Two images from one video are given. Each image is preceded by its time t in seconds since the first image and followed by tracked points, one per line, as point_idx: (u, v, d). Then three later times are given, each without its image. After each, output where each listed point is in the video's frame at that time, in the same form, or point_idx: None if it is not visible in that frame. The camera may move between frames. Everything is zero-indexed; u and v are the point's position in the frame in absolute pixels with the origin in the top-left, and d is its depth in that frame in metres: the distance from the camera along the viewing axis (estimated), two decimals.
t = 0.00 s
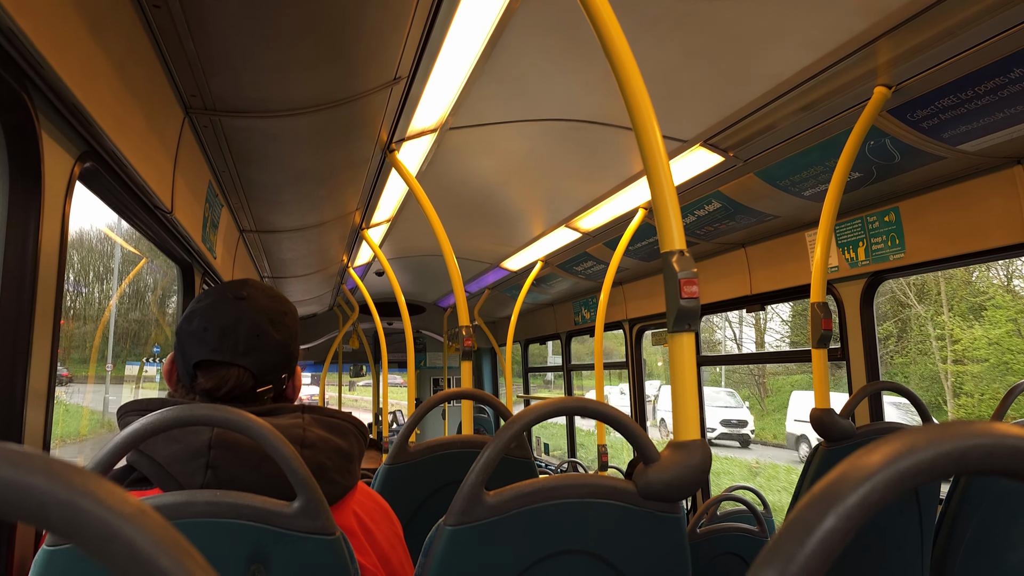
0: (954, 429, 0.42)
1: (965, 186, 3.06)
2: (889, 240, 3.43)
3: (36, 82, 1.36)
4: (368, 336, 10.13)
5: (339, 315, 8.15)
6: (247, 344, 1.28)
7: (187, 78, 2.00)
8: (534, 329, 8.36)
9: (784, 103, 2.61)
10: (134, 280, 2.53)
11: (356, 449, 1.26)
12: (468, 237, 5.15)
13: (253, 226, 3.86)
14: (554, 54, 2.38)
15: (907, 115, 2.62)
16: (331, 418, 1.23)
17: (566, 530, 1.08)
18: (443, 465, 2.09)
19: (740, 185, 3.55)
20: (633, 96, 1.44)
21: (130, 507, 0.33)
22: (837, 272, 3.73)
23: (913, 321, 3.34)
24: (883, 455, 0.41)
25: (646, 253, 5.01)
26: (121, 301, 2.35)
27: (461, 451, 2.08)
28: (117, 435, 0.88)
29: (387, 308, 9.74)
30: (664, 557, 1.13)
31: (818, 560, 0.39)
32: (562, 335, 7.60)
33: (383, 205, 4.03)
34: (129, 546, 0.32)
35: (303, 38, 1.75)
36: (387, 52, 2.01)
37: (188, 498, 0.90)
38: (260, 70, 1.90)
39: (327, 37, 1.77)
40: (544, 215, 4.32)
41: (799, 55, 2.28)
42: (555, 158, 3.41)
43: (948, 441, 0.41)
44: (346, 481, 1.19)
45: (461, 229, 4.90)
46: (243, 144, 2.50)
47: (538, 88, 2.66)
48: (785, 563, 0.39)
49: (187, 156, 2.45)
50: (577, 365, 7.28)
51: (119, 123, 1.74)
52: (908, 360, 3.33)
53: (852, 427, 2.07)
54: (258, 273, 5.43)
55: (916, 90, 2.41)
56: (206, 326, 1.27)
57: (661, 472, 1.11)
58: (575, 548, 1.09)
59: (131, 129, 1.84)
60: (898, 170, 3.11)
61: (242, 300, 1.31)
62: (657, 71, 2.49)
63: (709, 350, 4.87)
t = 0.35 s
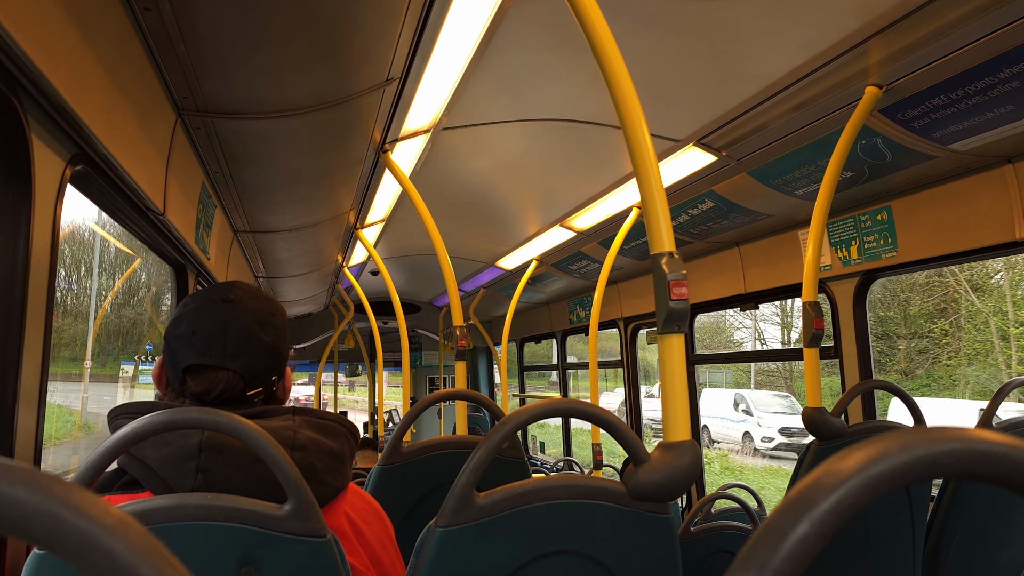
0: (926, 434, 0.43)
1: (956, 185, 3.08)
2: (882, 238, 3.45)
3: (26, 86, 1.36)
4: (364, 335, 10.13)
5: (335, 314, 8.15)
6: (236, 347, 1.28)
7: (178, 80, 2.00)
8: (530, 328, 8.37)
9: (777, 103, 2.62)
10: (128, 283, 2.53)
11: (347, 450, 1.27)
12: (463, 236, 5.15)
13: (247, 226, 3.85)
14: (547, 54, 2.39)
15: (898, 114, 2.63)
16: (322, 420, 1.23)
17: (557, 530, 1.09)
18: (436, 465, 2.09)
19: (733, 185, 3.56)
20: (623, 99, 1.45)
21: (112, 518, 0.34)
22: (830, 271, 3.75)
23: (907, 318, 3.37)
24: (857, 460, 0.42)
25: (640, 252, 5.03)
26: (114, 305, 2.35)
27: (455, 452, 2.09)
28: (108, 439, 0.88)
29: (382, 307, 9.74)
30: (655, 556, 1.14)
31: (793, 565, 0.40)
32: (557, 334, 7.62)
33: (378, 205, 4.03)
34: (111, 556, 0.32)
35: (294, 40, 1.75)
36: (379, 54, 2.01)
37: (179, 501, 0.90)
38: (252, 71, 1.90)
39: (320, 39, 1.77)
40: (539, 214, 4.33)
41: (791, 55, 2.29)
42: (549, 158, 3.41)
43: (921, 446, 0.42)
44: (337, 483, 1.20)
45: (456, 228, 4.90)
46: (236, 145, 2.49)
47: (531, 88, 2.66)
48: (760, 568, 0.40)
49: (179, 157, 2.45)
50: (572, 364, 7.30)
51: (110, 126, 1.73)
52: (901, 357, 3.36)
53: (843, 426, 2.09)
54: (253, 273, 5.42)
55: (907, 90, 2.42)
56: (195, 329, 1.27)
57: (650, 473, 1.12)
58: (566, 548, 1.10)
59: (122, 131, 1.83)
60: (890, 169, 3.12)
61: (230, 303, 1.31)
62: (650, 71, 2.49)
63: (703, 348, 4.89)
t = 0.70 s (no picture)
0: (951, 430, 0.43)
1: (959, 187, 3.08)
2: (885, 240, 3.45)
3: (41, 86, 1.36)
4: (366, 336, 10.13)
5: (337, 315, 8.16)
6: (241, 345, 1.28)
7: (188, 81, 2.00)
8: (532, 329, 8.37)
9: (781, 105, 2.63)
10: (133, 283, 2.53)
11: (356, 448, 1.27)
12: (466, 237, 5.15)
13: (251, 227, 3.85)
14: (553, 55, 2.39)
15: (903, 116, 2.64)
16: (331, 417, 1.24)
17: (568, 528, 1.09)
18: (443, 464, 2.09)
19: (737, 186, 3.57)
20: (633, 101, 1.45)
21: (159, 508, 0.34)
22: (833, 272, 3.75)
23: (910, 320, 3.37)
24: (883, 455, 0.42)
25: (643, 254, 5.04)
26: (118, 305, 2.36)
27: (463, 451, 2.09)
28: (123, 437, 0.88)
29: (384, 308, 9.74)
30: (666, 555, 1.14)
31: (821, 559, 0.40)
32: (560, 335, 7.62)
33: (382, 205, 4.04)
34: (159, 546, 0.32)
35: (305, 42, 1.76)
36: (388, 55, 2.02)
37: (194, 499, 0.90)
38: (260, 73, 1.90)
39: (328, 41, 1.78)
40: (542, 215, 4.33)
41: (797, 57, 2.30)
42: (554, 159, 3.42)
43: (945, 442, 0.43)
44: (346, 480, 1.20)
45: (459, 229, 4.91)
46: (243, 146, 2.50)
47: (537, 89, 2.67)
48: (788, 562, 0.40)
49: (187, 158, 2.45)
50: (574, 365, 7.30)
51: (121, 127, 1.74)
52: (904, 358, 3.36)
53: (849, 427, 2.09)
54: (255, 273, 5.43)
55: (911, 92, 2.43)
56: (199, 328, 1.27)
57: (661, 471, 1.12)
58: (577, 546, 1.10)
59: (133, 132, 1.84)
60: (893, 171, 3.13)
61: (233, 301, 1.31)
62: (656, 73, 2.50)
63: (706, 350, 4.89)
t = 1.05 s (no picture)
0: (958, 440, 0.44)
1: (968, 195, 3.07)
2: (892, 247, 3.44)
3: (59, 88, 1.39)
4: (372, 337, 10.17)
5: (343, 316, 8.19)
6: (254, 346, 1.30)
7: (201, 83, 2.02)
8: (537, 332, 8.38)
9: (790, 111, 2.63)
10: (142, 281, 2.56)
11: (365, 448, 1.28)
12: (473, 240, 5.17)
13: (260, 228, 3.88)
14: (562, 60, 2.40)
15: (911, 124, 2.64)
16: (340, 418, 1.25)
17: (575, 532, 1.10)
18: (449, 466, 2.10)
19: (745, 192, 3.57)
20: (643, 108, 1.46)
21: (183, 506, 0.35)
22: (840, 279, 3.75)
23: (918, 327, 3.37)
24: (889, 463, 0.43)
25: (649, 258, 5.04)
26: (129, 302, 2.41)
27: (469, 454, 2.10)
28: (136, 435, 0.89)
29: (390, 310, 9.77)
30: (673, 558, 1.15)
31: (827, 564, 0.41)
32: (565, 339, 7.63)
33: (390, 207, 4.06)
34: (184, 543, 0.33)
35: (317, 46, 1.78)
36: (399, 59, 2.04)
37: (205, 498, 0.91)
38: (273, 75, 1.92)
39: (341, 44, 1.79)
40: (550, 219, 4.34)
41: (805, 64, 2.30)
42: (562, 163, 3.43)
43: (950, 451, 0.43)
44: (356, 481, 1.21)
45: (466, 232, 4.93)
46: (254, 148, 2.52)
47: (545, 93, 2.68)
48: (793, 566, 0.41)
49: (198, 159, 2.48)
50: (580, 369, 7.30)
51: (136, 129, 1.76)
52: (912, 365, 3.36)
53: (856, 434, 2.08)
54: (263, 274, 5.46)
55: (920, 100, 2.43)
56: (212, 331, 1.28)
57: (667, 476, 1.13)
58: (584, 549, 1.10)
59: (147, 134, 1.86)
60: (901, 178, 3.13)
61: (244, 302, 1.32)
62: (664, 79, 2.51)
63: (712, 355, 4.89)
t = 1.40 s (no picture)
0: (940, 434, 0.43)
1: (971, 191, 3.05)
2: (894, 244, 3.42)
3: (52, 88, 1.40)
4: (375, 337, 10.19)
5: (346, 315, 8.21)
6: (258, 346, 1.30)
7: (198, 82, 2.03)
8: (540, 331, 8.38)
9: (790, 108, 2.62)
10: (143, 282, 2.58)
11: (364, 449, 1.28)
12: (474, 239, 5.17)
13: (261, 227, 3.90)
14: (560, 58, 2.40)
15: (912, 120, 2.62)
16: (339, 418, 1.25)
17: (570, 531, 1.10)
18: (447, 466, 2.10)
19: (746, 190, 3.55)
20: (638, 105, 1.46)
21: (151, 504, 0.35)
22: (841, 276, 3.73)
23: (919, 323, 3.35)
24: (871, 458, 0.43)
25: (651, 257, 5.02)
26: (129, 305, 2.42)
27: (466, 453, 2.10)
28: (130, 434, 0.90)
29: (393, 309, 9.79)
30: (666, 557, 1.14)
31: (805, 560, 0.40)
32: (568, 337, 7.63)
33: (390, 207, 4.06)
34: (150, 541, 0.34)
35: (311, 45, 1.78)
36: (395, 58, 2.04)
37: (199, 497, 0.92)
38: (269, 74, 1.93)
39: (335, 43, 1.80)
40: (550, 217, 4.34)
41: (805, 60, 2.29)
42: (561, 161, 3.43)
43: (932, 446, 0.43)
44: (353, 481, 1.21)
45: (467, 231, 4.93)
46: (252, 147, 2.53)
47: (544, 92, 2.68)
48: (773, 562, 0.41)
49: (196, 159, 2.49)
50: (582, 367, 7.30)
51: (131, 129, 1.77)
52: (913, 362, 3.34)
53: (856, 432, 2.07)
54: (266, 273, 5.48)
55: (921, 96, 2.41)
56: (217, 328, 1.29)
57: (663, 475, 1.13)
58: (579, 548, 1.10)
59: (143, 133, 1.87)
60: (902, 175, 3.11)
61: (252, 302, 1.33)
62: (662, 76, 2.50)
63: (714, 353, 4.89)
